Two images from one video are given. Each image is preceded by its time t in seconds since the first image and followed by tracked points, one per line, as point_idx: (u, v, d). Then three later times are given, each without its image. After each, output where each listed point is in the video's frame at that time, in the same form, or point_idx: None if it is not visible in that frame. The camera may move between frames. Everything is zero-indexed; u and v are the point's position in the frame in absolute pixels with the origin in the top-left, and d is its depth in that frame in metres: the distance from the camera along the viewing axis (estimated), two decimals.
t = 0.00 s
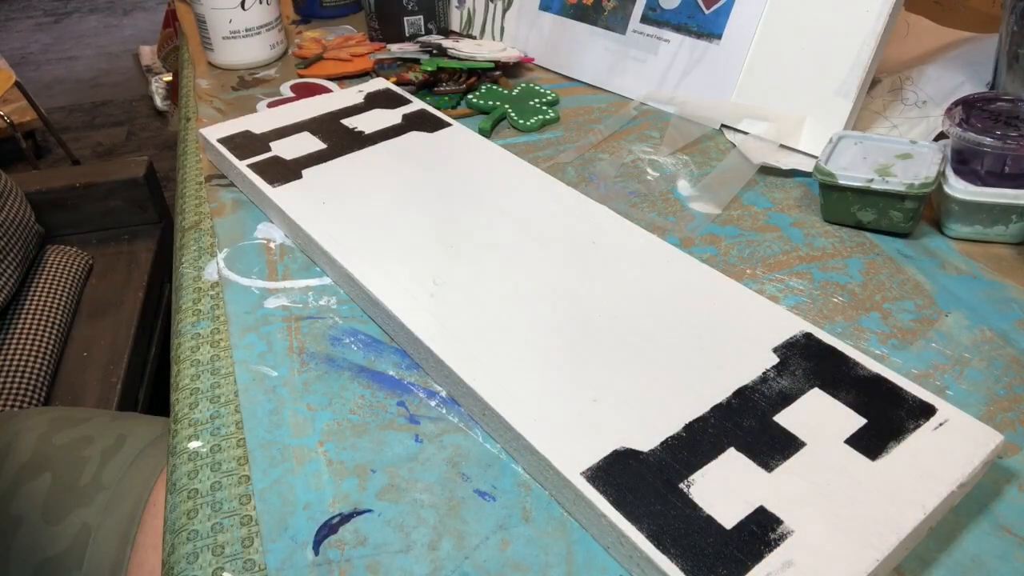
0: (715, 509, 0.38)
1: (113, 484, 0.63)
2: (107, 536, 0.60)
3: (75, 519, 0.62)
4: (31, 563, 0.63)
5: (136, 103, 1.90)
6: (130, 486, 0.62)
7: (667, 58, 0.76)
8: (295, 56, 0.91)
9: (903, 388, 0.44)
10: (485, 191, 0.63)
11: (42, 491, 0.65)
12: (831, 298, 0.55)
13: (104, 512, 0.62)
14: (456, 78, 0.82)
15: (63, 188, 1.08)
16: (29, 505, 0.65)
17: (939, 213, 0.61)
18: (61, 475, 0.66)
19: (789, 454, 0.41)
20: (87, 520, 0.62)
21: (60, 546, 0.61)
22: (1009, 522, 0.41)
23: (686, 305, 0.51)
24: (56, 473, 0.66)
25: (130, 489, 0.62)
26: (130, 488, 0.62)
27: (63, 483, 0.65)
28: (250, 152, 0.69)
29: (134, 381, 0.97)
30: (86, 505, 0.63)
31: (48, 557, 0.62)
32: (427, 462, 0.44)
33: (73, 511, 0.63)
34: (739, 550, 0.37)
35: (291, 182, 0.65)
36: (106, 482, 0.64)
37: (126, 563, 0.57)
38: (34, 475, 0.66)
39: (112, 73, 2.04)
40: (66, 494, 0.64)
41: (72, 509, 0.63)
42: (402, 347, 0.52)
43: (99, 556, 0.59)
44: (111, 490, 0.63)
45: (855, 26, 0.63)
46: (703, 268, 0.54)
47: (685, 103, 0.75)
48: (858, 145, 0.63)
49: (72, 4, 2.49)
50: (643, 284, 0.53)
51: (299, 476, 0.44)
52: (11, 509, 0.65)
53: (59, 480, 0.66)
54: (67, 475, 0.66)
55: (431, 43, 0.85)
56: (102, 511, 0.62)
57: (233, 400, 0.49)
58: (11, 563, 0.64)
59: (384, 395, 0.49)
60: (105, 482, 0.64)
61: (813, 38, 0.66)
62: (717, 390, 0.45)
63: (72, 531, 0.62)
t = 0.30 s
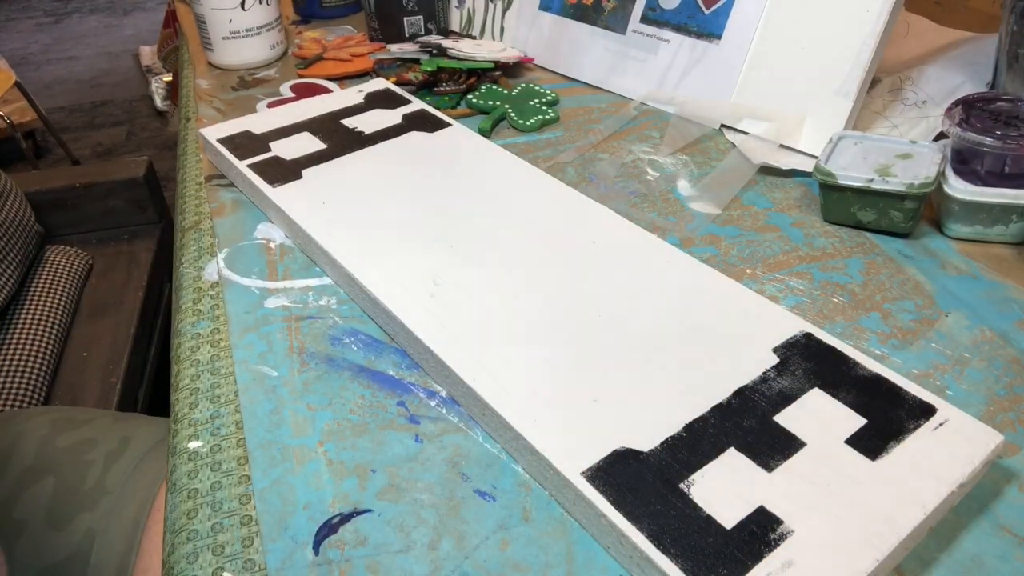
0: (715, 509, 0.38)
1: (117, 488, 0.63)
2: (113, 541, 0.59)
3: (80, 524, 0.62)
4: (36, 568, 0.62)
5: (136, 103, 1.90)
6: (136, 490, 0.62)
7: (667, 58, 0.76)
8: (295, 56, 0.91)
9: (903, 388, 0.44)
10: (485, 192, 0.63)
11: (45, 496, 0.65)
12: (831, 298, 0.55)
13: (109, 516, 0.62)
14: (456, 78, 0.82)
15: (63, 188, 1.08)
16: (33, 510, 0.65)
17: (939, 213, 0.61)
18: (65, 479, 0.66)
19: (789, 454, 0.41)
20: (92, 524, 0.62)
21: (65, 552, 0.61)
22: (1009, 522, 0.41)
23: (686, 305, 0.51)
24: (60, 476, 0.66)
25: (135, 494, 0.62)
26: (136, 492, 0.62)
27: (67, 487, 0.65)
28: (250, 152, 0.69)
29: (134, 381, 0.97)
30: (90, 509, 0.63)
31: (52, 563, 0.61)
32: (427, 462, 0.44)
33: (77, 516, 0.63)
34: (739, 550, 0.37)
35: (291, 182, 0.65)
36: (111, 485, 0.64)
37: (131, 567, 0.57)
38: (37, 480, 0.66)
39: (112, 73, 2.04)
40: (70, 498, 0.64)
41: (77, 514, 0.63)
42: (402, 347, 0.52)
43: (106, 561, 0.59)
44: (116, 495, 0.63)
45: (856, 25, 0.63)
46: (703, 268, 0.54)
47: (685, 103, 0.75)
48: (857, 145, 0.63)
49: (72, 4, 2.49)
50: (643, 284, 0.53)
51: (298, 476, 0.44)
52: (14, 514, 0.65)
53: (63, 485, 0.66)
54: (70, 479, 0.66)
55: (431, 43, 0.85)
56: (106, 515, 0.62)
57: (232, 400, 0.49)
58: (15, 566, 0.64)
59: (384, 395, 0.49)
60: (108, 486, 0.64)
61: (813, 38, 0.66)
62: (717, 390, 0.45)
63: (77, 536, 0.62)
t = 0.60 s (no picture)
0: (714, 509, 0.38)
1: (118, 488, 0.63)
2: (117, 543, 0.60)
3: (82, 524, 0.62)
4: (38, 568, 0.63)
5: (137, 103, 1.90)
6: (139, 491, 0.62)
7: (667, 58, 0.76)
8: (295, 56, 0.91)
9: (903, 388, 0.44)
10: (485, 192, 0.63)
11: (47, 496, 0.65)
12: (831, 297, 0.55)
13: (111, 517, 0.62)
14: (456, 78, 0.82)
15: (63, 188, 1.08)
16: (38, 510, 0.65)
17: (940, 212, 0.61)
18: (67, 479, 0.66)
19: (789, 454, 0.41)
20: (95, 525, 0.62)
21: (69, 552, 0.61)
22: (1009, 522, 0.41)
23: (686, 305, 0.51)
24: (62, 477, 0.66)
25: (138, 494, 0.62)
26: (138, 493, 0.62)
27: (68, 487, 0.65)
28: (250, 153, 0.69)
29: (134, 380, 0.97)
30: (92, 509, 0.63)
31: (56, 562, 0.62)
32: (427, 462, 0.44)
33: (79, 517, 0.63)
34: (739, 550, 0.37)
35: (291, 182, 0.65)
36: (112, 486, 0.64)
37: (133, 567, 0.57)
38: (38, 480, 0.67)
39: (112, 73, 2.04)
40: (72, 498, 0.64)
41: (79, 514, 0.63)
42: (402, 347, 0.52)
43: (111, 561, 0.59)
44: (117, 497, 0.63)
45: (856, 25, 0.63)
46: (703, 268, 0.54)
47: (685, 103, 0.75)
48: (857, 144, 0.63)
49: (72, 5, 2.49)
50: (643, 284, 0.53)
51: (298, 476, 0.44)
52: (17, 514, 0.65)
53: (64, 485, 0.65)
54: (72, 479, 0.66)
55: (431, 43, 0.85)
56: (108, 516, 0.62)
57: (232, 400, 0.49)
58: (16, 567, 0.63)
59: (384, 395, 0.49)
60: (110, 486, 0.64)
61: (813, 38, 0.66)
62: (717, 390, 0.45)
63: (80, 537, 0.62)
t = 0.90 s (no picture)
0: (714, 509, 0.38)
1: (115, 481, 0.63)
2: (112, 536, 0.60)
3: (78, 518, 0.62)
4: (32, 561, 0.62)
5: (136, 103, 1.90)
6: (137, 484, 0.63)
7: (668, 58, 0.76)
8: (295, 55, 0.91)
9: (903, 388, 0.44)
10: (486, 192, 0.63)
11: (44, 491, 0.65)
12: (831, 298, 0.55)
13: (107, 509, 0.62)
14: (456, 78, 0.82)
15: (63, 188, 1.08)
16: (33, 503, 0.64)
17: (940, 213, 0.61)
18: (63, 475, 0.65)
19: (789, 455, 0.41)
20: (92, 519, 0.62)
21: (65, 544, 0.61)
22: (1009, 523, 0.41)
23: (686, 305, 0.51)
24: (58, 472, 0.66)
25: (135, 490, 0.62)
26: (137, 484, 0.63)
27: (66, 481, 0.65)
28: (250, 152, 0.69)
29: (133, 379, 0.97)
30: (88, 503, 0.63)
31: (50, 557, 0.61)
32: (427, 462, 0.44)
33: (75, 510, 0.63)
34: (740, 550, 0.37)
35: (291, 181, 0.65)
36: (109, 479, 0.64)
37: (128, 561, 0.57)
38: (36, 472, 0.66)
39: (112, 73, 2.04)
40: (69, 492, 0.64)
41: (74, 506, 0.63)
42: (402, 347, 0.52)
43: (106, 555, 0.59)
44: (115, 490, 0.63)
45: (856, 26, 0.64)
46: (703, 268, 0.54)
47: (686, 103, 0.75)
48: (858, 145, 0.63)
49: (72, 4, 2.49)
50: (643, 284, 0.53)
51: (298, 476, 0.44)
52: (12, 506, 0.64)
53: (61, 479, 0.65)
54: (70, 473, 0.65)
55: (432, 43, 0.85)
56: (105, 509, 0.62)
57: (233, 400, 0.49)
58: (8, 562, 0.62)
59: (384, 395, 0.49)
60: (107, 479, 0.64)
61: (813, 38, 0.66)
62: (717, 391, 0.45)
63: (75, 530, 0.62)
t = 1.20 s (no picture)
0: (714, 509, 0.38)
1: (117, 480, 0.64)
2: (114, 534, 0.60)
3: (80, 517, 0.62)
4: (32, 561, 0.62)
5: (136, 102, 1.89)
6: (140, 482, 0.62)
7: (667, 58, 0.76)
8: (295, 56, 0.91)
9: (903, 388, 0.44)
10: (486, 192, 0.63)
11: (46, 491, 0.65)
12: (831, 297, 0.55)
13: (110, 509, 0.62)
14: (456, 78, 0.82)
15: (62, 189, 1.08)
16: (35, 502, 0.64)
17: (939, 213, 0.61)
18: (67, 474, 0.66)
19: (789, 454, 0.41)
20: (95, 518, 0.62)
21: (65, 542, 0.61)
22: (1009, 522, 0.41)
23: (686, 305, 0.51)
24: (61, 471, 0.66)
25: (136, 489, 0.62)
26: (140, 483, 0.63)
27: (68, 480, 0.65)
28: (250, 153, 0.69)
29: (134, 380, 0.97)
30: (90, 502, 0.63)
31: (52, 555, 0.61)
32: (427, 462, 0.44)
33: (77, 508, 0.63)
34: (739, 550, 0.37)
35: (290, 182, 0.65)
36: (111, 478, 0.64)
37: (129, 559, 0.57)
38: (38, 471, 0.66)
39: (111, 73, 2.03)
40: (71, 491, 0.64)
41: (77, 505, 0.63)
42: (402, 347, 0.52)
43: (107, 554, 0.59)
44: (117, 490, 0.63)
45: (856, 25, 0.64)
46: (703, 268, 0.54)
47: (685, 103, 0.75)
48: (857, 145, 0.63)
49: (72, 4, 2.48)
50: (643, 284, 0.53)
51: (298, 476, 0.44)
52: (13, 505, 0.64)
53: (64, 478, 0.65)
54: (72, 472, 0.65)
55: (431, 43, 0.85)
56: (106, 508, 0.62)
57: (233, 400, 0.49)
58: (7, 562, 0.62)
59: (384, 395, 0.49)
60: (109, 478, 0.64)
61: (813, 38, 0.66)
62: (717, 390, 0.45)
63: (77, 528, 0.62)
